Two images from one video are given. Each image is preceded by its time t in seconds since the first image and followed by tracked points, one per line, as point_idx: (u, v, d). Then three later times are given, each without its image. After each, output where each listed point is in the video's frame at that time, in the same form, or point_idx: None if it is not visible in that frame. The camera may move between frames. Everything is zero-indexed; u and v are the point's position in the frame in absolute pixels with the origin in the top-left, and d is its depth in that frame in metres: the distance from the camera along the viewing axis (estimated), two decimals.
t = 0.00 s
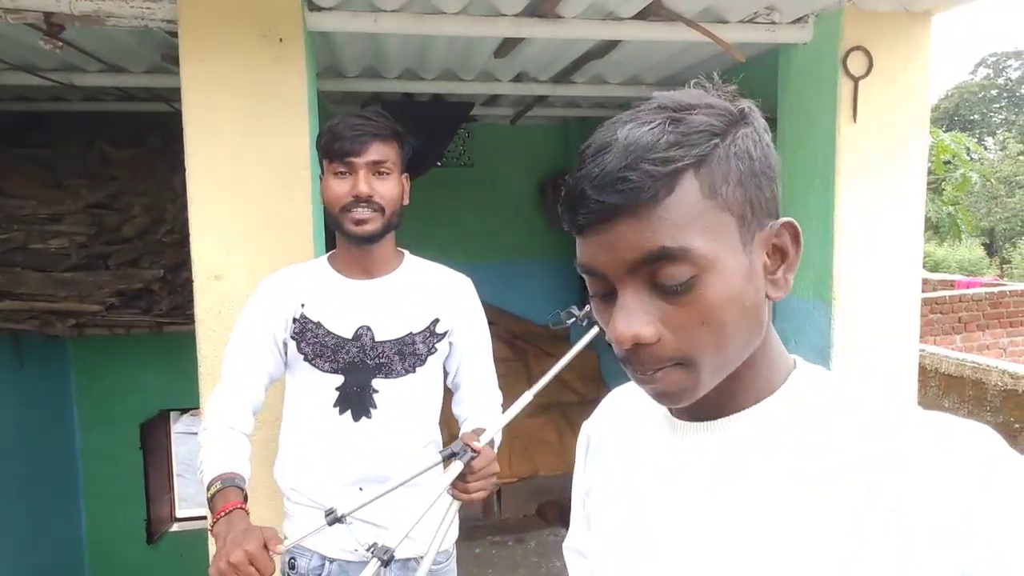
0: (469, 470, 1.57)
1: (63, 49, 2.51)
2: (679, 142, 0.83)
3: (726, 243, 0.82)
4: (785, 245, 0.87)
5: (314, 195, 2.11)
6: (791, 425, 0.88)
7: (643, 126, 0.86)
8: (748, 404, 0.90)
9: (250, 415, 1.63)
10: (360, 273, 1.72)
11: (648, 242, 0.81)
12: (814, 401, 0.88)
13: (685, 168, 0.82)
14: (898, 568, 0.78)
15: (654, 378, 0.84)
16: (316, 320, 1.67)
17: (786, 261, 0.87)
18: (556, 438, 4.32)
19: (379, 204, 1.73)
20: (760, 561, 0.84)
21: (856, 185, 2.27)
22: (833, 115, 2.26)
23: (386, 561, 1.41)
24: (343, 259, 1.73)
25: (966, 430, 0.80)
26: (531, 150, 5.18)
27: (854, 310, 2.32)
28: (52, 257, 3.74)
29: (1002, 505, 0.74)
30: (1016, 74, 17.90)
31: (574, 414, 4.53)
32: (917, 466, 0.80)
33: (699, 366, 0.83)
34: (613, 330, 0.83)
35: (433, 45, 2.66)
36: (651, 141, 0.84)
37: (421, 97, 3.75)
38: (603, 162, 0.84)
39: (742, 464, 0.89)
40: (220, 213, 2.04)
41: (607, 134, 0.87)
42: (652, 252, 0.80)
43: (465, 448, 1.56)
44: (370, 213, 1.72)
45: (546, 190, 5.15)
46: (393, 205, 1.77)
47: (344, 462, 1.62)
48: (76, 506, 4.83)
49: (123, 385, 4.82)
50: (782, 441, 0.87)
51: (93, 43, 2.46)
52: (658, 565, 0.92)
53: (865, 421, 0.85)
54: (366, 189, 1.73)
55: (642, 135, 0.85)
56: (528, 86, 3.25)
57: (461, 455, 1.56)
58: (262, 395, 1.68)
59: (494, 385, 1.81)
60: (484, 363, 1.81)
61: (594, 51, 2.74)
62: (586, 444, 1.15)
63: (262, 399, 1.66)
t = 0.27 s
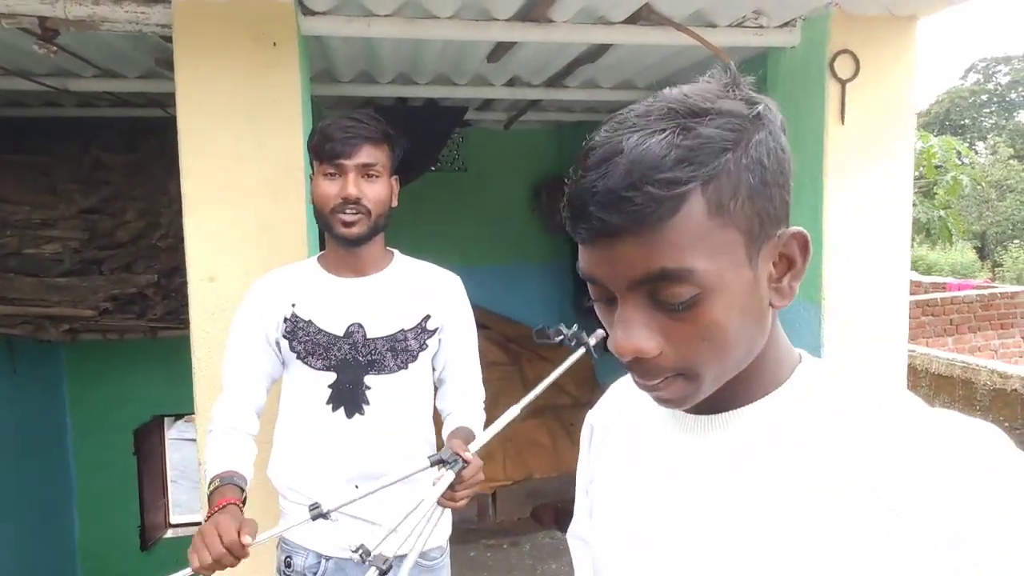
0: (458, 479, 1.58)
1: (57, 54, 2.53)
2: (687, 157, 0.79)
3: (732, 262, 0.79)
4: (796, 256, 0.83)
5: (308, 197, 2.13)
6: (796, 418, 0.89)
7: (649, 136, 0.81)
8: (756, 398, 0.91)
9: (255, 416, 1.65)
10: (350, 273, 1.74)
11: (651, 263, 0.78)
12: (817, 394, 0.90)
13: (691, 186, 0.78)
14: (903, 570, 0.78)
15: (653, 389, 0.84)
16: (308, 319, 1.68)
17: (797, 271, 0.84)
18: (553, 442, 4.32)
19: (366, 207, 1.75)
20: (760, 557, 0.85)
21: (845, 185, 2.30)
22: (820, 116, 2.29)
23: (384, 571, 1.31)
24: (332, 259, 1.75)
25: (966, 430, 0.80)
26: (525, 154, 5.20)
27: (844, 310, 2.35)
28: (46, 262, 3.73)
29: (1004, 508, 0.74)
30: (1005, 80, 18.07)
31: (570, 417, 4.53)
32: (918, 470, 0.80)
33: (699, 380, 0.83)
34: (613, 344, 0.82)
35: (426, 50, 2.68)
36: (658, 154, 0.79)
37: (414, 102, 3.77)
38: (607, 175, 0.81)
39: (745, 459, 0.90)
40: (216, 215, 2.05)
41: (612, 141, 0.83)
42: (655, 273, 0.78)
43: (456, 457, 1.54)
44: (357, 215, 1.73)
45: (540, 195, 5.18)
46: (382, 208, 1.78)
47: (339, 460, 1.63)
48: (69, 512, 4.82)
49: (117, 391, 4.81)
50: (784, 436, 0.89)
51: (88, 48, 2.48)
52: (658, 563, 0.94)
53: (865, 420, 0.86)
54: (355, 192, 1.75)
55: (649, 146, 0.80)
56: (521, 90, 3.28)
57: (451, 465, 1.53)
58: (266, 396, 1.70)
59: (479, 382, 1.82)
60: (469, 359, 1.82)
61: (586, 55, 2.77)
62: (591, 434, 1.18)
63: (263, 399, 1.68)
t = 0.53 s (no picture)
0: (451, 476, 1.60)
1: (53, 57, 2.54)
2: (687, 158, 0.81)
3: (737, 259, 0.81)
4: (796, 248, 0.86)
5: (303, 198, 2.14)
6: (800, 411, 0.90)
7: (646, 141, 0.82)
8: (763, 391, 0.92)
9: (250, 415, 1.67)
10: (342, 273, 1.76)
11: (659, 267, 0.80)
12: (821, 384, 0.91)
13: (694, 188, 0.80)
14: (887, 550, 0.81)
15: (665, 389, 0.86)
16: (300, 319, 1.70)
17: (798, 262, 0.86)
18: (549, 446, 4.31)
19: (360, 209, 1.76)
20: (761, 540, 0.89)
21: (833, 188, 2.34)
22: (809, 120, 2.33)
23: (375, 565, 1.25)
24: (325, 259, 1.76)
25: (958, 416, 0.82)
26: (519, 159, 5.23)
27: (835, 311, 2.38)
28: (40, 266, 3.73)
29: (1000, 494, 0.77)
30: (995, 87, 18.26)
31: (564, 421, 4.52)
32: (910, 454, 0.83)
33: (710, 377, 0.85)
34: (624, 349, 0.84)
35: (420, 54, 2.71)
36: (658, 157, 0.81)
37: (408, 106, 3.80)
38: (607, 181, 0.82)
39: (748, 449, 0.93)
40: (212, 217, 2.07)
41: (609, 146, 0.84)
42: (664, 277, 0.80)
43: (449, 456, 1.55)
44: (350, 216, 1.75)
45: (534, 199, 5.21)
46: (375, 210, 1.80)
47: (334, 458, 1.65)
48: (62, 517, 4.80)
49: (110, 395, 4.81)
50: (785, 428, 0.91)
51: (84, 51, 2.49)
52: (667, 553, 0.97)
53: (854, 407, 0.88)
54: (349, 193, 1.77)
55: (648, 150, 0.81)
56: (515, 95, 3.31)
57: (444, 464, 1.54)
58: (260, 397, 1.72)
59: (468, 382, 1.84)
60: (460, 357, 1.84)
61: (579, 60, 2.80)
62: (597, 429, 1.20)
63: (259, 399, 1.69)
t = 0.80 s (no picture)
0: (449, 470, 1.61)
1: (50, 60, 2.55)
2: (686, 157, 0.82)
3: (738, 256, 0.82)
4: (796, 244, 0.87)
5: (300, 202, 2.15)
6: (800, 412, 0.91)
7: (643, 143, 0.83)
8: (764, 391, 0.93)
9: (247, 416, 1.67)
10: (342, 274, 1.77)
11: (661, 267, 0.81)
12: (820, 387, 0.91)
13: (694, 188, 0.81)
14: (884, 552, 0.82)
15: (671, 389, 0.87)
16: (300, 319, 1.71)
17: (798, 259, 0.87)
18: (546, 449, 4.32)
19: (361, 210, 1.78)
20: (762, 542, 0.90)
21: (827, 191, 2.36)
22: (802, 124, 2.35)
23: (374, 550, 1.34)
24: (325, 260, 1.77)
25: (958, 417, 0.81)
26: (516, 163, 5.25)
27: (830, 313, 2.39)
28: (37, 269, 3.75)
29: (1001, 495, 0.75)
30: (990, 91, 18.35)
31: (560, 423, 4.54)
32: (906, 455, 0.82)
33: (714, 376, 0.86)
34: (629, 351, 0.85)
35: (417, 58, 2.72)
36: (657, 157, 0.82)
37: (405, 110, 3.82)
38: (606, 184, 0.83)
39: (748, 449, 0.93)
40: (209, 219, 2.08)
41: (607, 148, 0.85)
42: (667, 277, 0.81)
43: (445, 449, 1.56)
44: (351, 218, 1.76)
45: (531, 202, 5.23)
46: (375, 211, 1.82)
47: (331, 459, 1.66)
48: (58, 521, 4.79)
49: (107, 398, 4.81)
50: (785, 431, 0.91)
51: (81, 55, 2.50)
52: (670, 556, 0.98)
53: (852, 408, 0.88)
54: (349, 196, 1.78)
55: (648, 152, 0.82)
56: (512, 98, 3.33)
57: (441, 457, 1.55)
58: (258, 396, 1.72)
59: (466, 384, 1.85)
60: (458, 359, 1.85)
61: (574, 63, 2.82)
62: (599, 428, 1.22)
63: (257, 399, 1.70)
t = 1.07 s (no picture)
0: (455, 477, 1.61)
1: (50, 63, 2.55)
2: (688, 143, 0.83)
3: (738, 239, 0.82)
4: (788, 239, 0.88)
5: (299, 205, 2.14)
6: (788, 413, 0.92)
7: (644, 130, 0.85)
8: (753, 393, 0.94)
9: (251, 417, 1.66)
10: (348, 276, 1.76)
11: (665, 245, 0.80)
12: (813, 390, 0.93)
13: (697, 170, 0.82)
14: (883, 557, 0.78)
15: (670, 379, 0.84)
16: (309, 321, 1.70)
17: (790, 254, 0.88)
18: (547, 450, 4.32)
19: (370, 213, 1.77)
20: (758, 544, 0.88)
21: (829, 194, 2.34)
22: (805, 125, 2.33)
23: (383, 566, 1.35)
24: (332, 261, 1.76)
25: (958, 417, 0.79)
26: (518, 164, 5.24)
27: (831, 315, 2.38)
28: (39, 271, 3.74)
29: (1000, 495, 0.72)
30: (994, 91, 18.28)
31: (561, 425, 4.55)
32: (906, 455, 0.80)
33: (713, 364, 0.84)
34: (629, 335, 0.82)
35: (417, 59, 2.71)
36: (659, 142, 0.83)
37: (406, 112, 3.82)
38: (610, 166, 0.83)
39: (743, 452, 0.93)
40: (209, 223, 2.08)
41: (609, 135, 0.86)
42: (670, 255, 0.80)
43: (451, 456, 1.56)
44: (360, 220, 1.76)
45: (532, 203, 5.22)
46: (384, 214, 1.81)
47: (338, 461, 1.65)
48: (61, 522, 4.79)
49: (109, 400, 4.81)
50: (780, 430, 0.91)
51: (81, 57, 2.50)
52: (664, 560, 0.95)
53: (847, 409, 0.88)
54: (359, 198, 1.77)
55: (651, 137, 0.84)
56: (513, 100, 3.32)
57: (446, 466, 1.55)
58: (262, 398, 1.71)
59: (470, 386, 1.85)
60: (464, 362, 1.84)
61: (575, 65, 2.81)
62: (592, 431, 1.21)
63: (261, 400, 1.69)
